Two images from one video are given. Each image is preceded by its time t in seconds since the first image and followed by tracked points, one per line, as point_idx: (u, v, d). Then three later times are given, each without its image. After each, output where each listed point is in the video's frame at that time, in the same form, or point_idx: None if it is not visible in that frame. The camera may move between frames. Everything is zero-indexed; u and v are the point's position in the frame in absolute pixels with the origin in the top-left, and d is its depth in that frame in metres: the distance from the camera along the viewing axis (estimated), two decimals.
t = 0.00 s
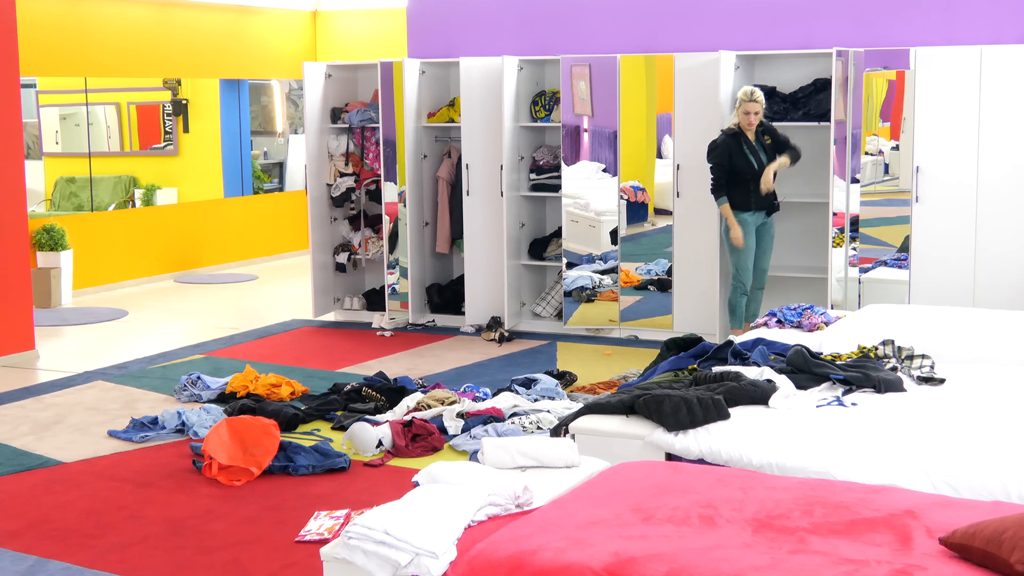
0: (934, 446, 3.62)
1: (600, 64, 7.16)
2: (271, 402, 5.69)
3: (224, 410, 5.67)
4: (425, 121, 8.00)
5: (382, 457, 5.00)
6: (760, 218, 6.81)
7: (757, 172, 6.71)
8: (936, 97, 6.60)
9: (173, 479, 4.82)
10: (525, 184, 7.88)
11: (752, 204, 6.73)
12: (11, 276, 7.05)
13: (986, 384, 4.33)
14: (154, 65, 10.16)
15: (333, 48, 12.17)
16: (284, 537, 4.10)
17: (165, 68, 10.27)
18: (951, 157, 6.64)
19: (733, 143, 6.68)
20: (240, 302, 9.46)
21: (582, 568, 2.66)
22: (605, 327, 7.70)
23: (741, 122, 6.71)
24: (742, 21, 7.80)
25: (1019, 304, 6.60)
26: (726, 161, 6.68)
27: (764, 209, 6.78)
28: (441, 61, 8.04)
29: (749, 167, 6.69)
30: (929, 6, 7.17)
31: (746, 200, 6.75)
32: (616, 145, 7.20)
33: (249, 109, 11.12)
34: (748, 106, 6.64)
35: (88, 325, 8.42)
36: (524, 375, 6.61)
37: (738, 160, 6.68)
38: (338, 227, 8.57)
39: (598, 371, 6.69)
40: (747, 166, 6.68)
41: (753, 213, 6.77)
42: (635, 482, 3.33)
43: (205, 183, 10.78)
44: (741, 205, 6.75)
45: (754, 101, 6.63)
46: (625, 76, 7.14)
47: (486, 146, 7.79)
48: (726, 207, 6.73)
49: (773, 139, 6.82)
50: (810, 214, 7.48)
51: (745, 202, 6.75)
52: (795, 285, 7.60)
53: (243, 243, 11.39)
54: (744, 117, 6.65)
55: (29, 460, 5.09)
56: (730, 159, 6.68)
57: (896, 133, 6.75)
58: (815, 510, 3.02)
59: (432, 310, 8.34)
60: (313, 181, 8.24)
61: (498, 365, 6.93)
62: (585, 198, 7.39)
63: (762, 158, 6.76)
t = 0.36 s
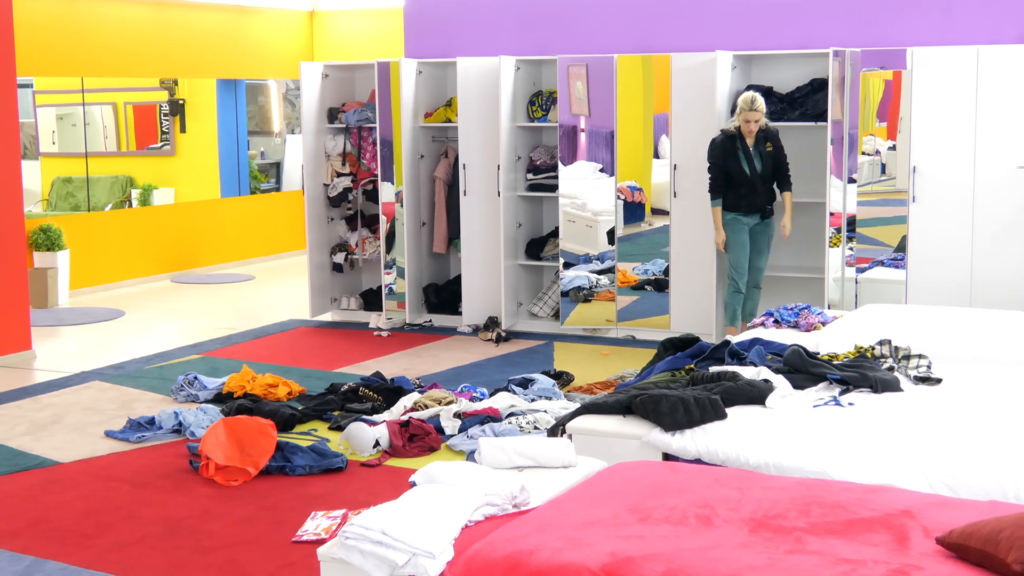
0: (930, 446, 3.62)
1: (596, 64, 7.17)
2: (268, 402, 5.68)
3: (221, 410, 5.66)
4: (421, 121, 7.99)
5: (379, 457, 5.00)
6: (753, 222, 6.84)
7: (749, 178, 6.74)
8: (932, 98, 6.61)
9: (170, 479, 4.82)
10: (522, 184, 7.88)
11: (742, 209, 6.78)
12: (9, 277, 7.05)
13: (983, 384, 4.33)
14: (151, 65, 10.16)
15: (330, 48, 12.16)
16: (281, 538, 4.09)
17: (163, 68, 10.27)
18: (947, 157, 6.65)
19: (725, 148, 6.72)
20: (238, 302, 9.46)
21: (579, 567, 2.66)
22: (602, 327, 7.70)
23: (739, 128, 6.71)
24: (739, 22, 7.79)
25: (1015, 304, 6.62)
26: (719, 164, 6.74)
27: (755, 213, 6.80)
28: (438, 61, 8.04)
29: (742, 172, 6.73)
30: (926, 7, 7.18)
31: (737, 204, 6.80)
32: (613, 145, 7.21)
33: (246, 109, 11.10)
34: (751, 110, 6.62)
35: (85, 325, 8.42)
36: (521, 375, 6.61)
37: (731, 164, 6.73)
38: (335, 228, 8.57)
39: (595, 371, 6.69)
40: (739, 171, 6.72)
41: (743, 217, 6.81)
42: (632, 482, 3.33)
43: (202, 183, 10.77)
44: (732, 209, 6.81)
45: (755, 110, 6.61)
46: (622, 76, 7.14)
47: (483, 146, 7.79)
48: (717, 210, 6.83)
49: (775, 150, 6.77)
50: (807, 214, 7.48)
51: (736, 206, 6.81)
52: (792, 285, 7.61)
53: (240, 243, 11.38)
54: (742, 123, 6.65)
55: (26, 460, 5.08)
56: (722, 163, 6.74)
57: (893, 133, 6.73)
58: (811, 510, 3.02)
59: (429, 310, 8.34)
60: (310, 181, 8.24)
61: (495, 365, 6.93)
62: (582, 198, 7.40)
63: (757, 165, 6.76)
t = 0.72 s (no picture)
0: (923, 446, 3.63)
1: (589, 64, 7.17)
2: (261, 402, 5.67)
3: (214, 410, 5.65)
4: (415, 122, 7.98)
5: (372, 458, 4.99)
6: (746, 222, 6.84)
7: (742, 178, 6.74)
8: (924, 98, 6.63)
9: (163, 479, 4.81)
10: (515, 184, 7.88)
11: (735, 209, 6.78)
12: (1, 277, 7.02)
13: (975, 383, 4.35)
14: (144, 65, 10.13)
15: (322, 48, 12.14)
16: (274, 538, 4.08)
17: (155, 68, 10.24)
18: (939, 158, 6.67)
19: (717, 148, 6.73)
20: (231, 302, 9.44)
21: (572, 567, 2.66)
22: (595, 327, 7.70)
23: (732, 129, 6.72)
24: (732, 22, 7.79)
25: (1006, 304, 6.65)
26: (711, 164, 6.75)
27: (748, 214, 6.80)
28: (431, 61, 8.03)
29: (734, 172, 6.73)
30: (918, 7, 7.19)
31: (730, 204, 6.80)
32: (606, 144, 7.20)
33: (239, 109, 11.08)
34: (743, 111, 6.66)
35: (78, 325, 8.39)
36: (515, 375, 6.61)
37: (724, 164, 6.74)
38: (328, 228, 8.56)
39: (588, 371, 6.69)
40: (732, 171, 6.72)
41: (736, 218, 6.80)
42: (625, 482, 3.33)
43: (196, 183, 10.74)
44: (725, 210, 6.81)
45: (747, 113, 6.65)
46: (615, 75, 7.15)
47: (476, 146, 7.79)
48: (707, 210, 6.82)
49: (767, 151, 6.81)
50: (799, 214, 7.50)
51: (728, 206, 6.80)
52: (785, 285, 7.62)
53: (233, 243, 11.35)
54: (732, 123, 6.69)
55: (18, 461, 5.06)
56: (714, 163, 6.75)
57: (886, 133, 6.75)
58: (804, 510, 3.02)
59: (422, 310, 8.33)
60: (303, 181, 8.23)
61: (488, 365, 6.92)
62: (575, 198, 7.40)
63: (751, 165, 6.77)
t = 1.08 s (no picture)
0: (906, 445, 3.64)
1: (573, 64, 7.17)
2: (245, 403, 5.64)
3: (198, 411, 5.61)
4: (398, 122, 7.95)
5: (357, 458, 4.97)
6: (725, 222, 6.81)
7: (721, 178, 6.70)
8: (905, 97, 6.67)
9: (146, 480, 4.77)
10: (499, 184, 7.86)
11: (714, 209, 6.75)
12: None
13: (957, 382, 4.36)
14: (127, 65, 10.05)
15: (306, 47, 12.07)
16: (258, 539, 4.06)
17: (138, 68, 10.17)
18: (922, 158, 6.71)
19: (696, 148, 6.68)
20: (215, 302, 9.40)
21: (556, 567, 2.65)
22: (579, 327, 7.70)
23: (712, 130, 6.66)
24: (717, 22, 7.80)
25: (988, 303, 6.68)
26: (691, 165, 6.69)
27: (727, 214, 6.77)
28: (415, 61, 8.01)
29: (714, 172, 6.68)
30: (902, 7, 7.22)
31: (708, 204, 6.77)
32: (590, 145, 7.20)
33: (222, 109, 11.01)
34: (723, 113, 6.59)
35: (61, 326, 8.33)
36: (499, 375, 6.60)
37: (704, 164, 6.68)
38: (312, 228, 8.53)
39: (572, 371, 6.68)
40: (712, 172, 6.67)
41: (715, 218, 6.78)
42: (609, 482, 3.32)
43: (179, 184, 10.67)
44: (705, 210, 6.78)
45: (727, 114, 6.59)
46: (599, 76, 7.14)
47: (461, 145, 7.77)
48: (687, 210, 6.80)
49: (744, 152, 6.74)
50: (783, 214, 7.52)
51: (708, 206, 6.77)
52: (768, 285, 7.64)
53: (217, 242, 11.29)
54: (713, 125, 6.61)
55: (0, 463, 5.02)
56: (694, 163, 6.69)
57: (868, 133, 6.77)
58: (788, 509, 3.02)
59: (407, 310, 8.30)
60: (287, 181, 8.20)
61: (473, 365, 6.91)
62: (559, 198, 7.39)
63: (730, 165, 6.71)
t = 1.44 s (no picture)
0: (888, 444, 3.65)
1: (556, 64, 7.18)
2: (227, 404, 5.59)
3: (180, 412, 5.56)
4: (381, 122, 7.92)
5: (340, 459, 4.95)
6: (706, 221, 6.79)
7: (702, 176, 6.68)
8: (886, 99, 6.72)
9: (128, 482, 4.73)
10: (482, 184, 7.85)
11: (695, 209, 6.74)
12: None
13: (937, 381, 4.38)
14: (108, 65, 9.97)
15: (288, 47, 12.02)
16: (241, 540, 4.03)
17: (120, 67, 10.10)
18: (902, 159, 6.75)
19: (676, 146, 6.69)
20: (198, 302, 9.35)
21: (539, 567, 2.64)
22: (561, 327, 7.70)
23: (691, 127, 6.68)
24: (699, 23, 7.81)
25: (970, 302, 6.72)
26: (670, 163, 6.69)
27: (708, 214, 6.75)
28: (397, 61, 7.99)
29: (694, 171, 6.68)
30: (883, 7, 7.25)
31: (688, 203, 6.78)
32: (572, 145, 7.21)
33: (205, 109, 10.94)
34: (700, 108, 6.62)
35: (43, 327, 8.25)
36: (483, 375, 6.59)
37: (684, 162, 6.68)
38: (295, 228, 8.49)
39: (555, 371, 6.68)
40: (692, 170, 6.66)
41: (696, 218, 6.77)
42: (591, 482, 3.32)
43: (160, 184, 10.60)
44: (686, 209, 6.77)
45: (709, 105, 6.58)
46: (581, 75, 7.15)
47: (444, 145, 7.75)
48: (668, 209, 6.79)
49: (725, 151, 6.73)
50: (765, 213, 7.54)
51: (688, 206, 6.77)
52: (750, 284, 7.65)
53: (200, 242, 11.22)
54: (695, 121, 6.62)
55: None
56: (674, 161, 6.69)
57: (850, 133, 6.80)
58: (771, 508, 3.03)
59: (390, 310, 8.27)
60: (269, 181, 8.16)
61: (456, 365, 6.89)
62: (542, 198, 7.39)
63: (710, 164, 6.70)
